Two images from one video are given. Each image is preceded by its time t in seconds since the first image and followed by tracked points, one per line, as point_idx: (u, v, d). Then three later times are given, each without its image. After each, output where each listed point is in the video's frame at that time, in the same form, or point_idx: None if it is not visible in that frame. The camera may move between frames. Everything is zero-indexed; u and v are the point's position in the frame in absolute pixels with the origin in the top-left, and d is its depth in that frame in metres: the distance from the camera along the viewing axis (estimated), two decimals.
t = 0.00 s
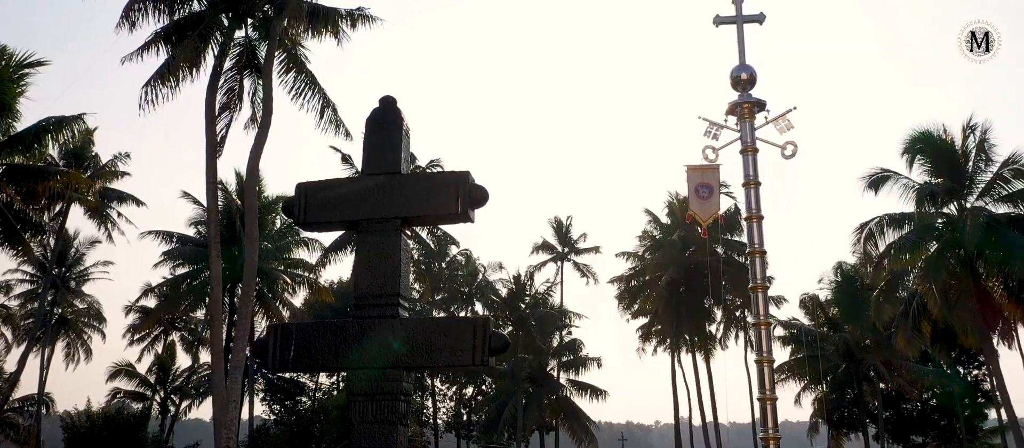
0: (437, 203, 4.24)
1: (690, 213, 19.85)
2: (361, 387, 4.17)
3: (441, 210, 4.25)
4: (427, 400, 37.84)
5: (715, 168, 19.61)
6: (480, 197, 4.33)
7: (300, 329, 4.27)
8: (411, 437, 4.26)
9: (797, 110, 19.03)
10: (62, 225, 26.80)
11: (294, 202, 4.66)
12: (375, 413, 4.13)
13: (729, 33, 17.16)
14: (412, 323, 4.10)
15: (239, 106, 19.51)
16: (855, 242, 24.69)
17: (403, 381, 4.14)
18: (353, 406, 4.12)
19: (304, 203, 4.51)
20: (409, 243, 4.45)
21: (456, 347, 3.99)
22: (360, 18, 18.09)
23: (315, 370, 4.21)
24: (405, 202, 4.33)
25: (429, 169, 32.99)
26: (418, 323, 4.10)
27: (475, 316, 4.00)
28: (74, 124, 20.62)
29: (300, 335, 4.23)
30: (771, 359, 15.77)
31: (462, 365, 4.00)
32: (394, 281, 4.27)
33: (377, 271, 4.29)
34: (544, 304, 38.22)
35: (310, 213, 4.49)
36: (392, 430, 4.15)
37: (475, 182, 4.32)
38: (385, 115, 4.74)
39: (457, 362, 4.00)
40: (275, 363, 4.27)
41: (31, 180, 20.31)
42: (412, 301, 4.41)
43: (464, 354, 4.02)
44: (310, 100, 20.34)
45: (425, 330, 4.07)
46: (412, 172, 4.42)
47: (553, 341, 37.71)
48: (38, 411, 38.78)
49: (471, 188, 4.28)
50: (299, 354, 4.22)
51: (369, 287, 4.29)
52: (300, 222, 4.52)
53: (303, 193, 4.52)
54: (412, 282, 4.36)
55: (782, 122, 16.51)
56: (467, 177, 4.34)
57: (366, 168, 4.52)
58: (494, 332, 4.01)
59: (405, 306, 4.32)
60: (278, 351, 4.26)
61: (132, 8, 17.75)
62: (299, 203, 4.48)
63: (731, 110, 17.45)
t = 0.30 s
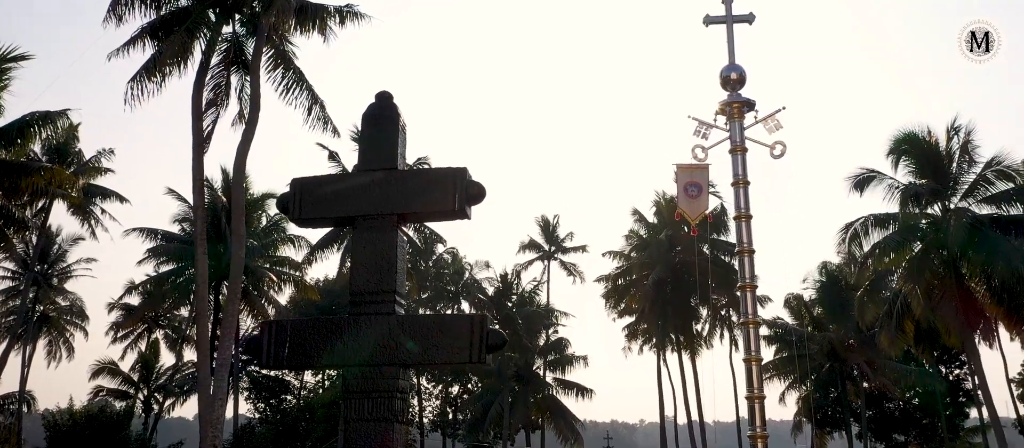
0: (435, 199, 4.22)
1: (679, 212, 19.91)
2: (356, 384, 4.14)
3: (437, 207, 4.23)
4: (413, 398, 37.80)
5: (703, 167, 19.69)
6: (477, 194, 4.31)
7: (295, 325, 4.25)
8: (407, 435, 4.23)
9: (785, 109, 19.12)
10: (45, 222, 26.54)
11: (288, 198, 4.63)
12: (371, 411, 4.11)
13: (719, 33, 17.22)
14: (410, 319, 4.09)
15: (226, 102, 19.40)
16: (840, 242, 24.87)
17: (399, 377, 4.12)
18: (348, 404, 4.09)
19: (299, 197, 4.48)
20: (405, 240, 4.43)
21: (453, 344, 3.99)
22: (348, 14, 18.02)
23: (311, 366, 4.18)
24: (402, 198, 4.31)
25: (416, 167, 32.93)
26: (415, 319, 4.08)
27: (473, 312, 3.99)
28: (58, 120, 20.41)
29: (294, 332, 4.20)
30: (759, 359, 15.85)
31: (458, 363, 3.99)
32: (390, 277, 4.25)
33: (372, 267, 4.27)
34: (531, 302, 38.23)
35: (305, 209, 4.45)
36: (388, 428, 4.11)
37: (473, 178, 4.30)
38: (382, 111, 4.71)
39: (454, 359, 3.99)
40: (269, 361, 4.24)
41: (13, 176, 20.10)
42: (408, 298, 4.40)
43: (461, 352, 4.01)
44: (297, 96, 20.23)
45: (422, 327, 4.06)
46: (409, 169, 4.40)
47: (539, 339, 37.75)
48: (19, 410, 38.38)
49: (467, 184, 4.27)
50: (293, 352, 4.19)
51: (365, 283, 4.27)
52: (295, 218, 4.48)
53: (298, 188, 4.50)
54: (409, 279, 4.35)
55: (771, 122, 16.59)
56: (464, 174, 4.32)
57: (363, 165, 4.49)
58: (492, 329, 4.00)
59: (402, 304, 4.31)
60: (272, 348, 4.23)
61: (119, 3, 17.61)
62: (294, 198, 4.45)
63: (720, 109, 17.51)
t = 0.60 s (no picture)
0: (433, 198, 4.22)
1: (669, 211, 19.96)
2: (355, 382, 4.11)
3: (435, 206, 4.22)
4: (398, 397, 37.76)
5: (693, 166, 19.76)
6: (476, 192, 4.31)
7: (293, 324, 4.22)
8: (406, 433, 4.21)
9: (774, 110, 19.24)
10: (27, 218, 26.25)
11: (286, 195, 4.62)
12: (369, 409, 4.08)
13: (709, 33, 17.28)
14: (409, 317, 4.08)
15: (214, 98, 19.28)
16: (825, 241, 24.99)
17: (398, 376, 4.10)
18: (346, 402, 4.07)
19: (297, 195, 4.47)
20: (404, 239, 4.41)
21: (453, 342, 3.99)
22: (338, 11, 17.94)
23: (309, 364, 4.16)
24: (400, 196, 4.30)
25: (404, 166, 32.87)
26: (414, 317, 4.07)
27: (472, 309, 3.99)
28: (42, 115, 20.18)
29: (292, 329, 4.18)
30: (748, 357, 15.93)
31: (458, 361, 3.99)
32: (389, 276, 4.24)
33: (370, 265, 4.26)
34: (518, 301, 38.25)
35: (302, 207, 4.45)
36: (387, 426, 4.08)
37: (471, 176, 4.30)
38: (380, 109, 4.69)
39: (453, 358, 3.99)
40: (267, 359, 4.21)
41: None
42: (406, 297, 4.39)
43: (460, 350, 4.01)
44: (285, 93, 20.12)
45: (421, 325, 4.06)
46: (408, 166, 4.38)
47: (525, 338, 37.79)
48: None
49: (466, 182, 4.27)
50: (291, 350, 4.17)
51: (363, 281, 4.25)
52: (293, 215, 4.47)
53: (296, 185, 4.48)
54: (407, 277, 4.34)
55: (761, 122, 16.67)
56: (463, 172, 4.31)
57: (360, 163, 4.48)
58: (491, 328, 4.00)
59: (400, 302, 4.30)
60: (270, 346, 4.20)
61: None
62: (292, 195, 4.44)
63: (710, 109, 17.57)
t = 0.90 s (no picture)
0: (434, 196, 4.22)
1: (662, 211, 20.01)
2: (355, 381, 4.10)
3: (437, 204, 4.22)
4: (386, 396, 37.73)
5: (685, 166, 19.83)
6: (477, 191, 4.31)
7: (294, 323, 4.21)
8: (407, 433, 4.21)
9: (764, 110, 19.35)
10: (12, 215, 26.01)
11: (286, 194, 4.60)
12: (372, 408, 4.07)
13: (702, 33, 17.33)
14: (410, 316, 4.07)
15: (204, 95, 19.18)
16: (813, 242, 25.13)
17: (400, 375, 4.10)
18: (347, 401, 4.06)
19: (297, 194, 4.45)
20: (405, 238, 4.41)
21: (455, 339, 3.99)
22: (329, 9, 17.89)
23: (310, 362, 4.15)
24: (401, 194, 4.29)
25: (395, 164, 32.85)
26: (416, 317, 4.07)
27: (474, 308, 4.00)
28: (29, 111, 20.00)
29: (293, 327, 4.17)
30: (738, 357, 15.99)
31: (459, 360, 4.00)
32: (390, 274, 4.24)
33: (372, 264, 4.25)
34: (507, 300, 38.28)
35: (302, 205, 4.43)
36: (389, 425, 4.07)
37: (473, 175, 4.30)
38: (381, 108, 4.69)
39: (455, 356, 4.00)
40: (267, 358, 4.20)
41: None
42: (407, 296, 4.39)
43: (462, 350, 4.02)
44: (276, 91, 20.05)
45: (423, 324, 4.06)
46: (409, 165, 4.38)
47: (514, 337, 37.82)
48: None
49: (467, 180, 4.27)
50: (292, 348, 4.16)
51: (364, 280, 4.25)
52: (294, 214, 4.45)
53: (295, 184, 4.47)
54: (408, 277, 4.33)
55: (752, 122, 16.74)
56: (464, 171, 4.32)
57: (360, 161, 4.47)
58: (493, 327, 4.02)
59: (400, 302, 4.30)
60: (270, 345, 4.19)
61: None
62: (292, 194, 4.43)
63: (702, 109, 17.62)
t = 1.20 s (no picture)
0: (438, 196, 4.22)
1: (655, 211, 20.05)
2: (358, 381, 4.09)
3: (439, 203, 4.21)
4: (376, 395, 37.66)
5: (678, 166, 19.87)
6: (480, 190, 4.31)
7: (296, 324, 4.19)
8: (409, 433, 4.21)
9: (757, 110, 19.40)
10: None
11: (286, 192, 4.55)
12: (375, 408, 4.06)
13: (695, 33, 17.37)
14: (413, 316, 4.07)
15: (195, 93, 19.09)
16: (803, 242, 25.23)
17: (402, 375, 4.09)
18: (350, 401, 4.05)
19: (298, 192, 4.41)
20: (406, 237, 4.39)
21: (459, 338, 3.99)
22: (321, 7, 17.83)
23: (311, 362, 4.14)
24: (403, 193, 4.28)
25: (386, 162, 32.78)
26: (419, 317, 4.07)
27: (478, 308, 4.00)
28: (17, 107, 19.84)
29: (294, 328, 4.15)
30: (731, 356, 16.05)
31: (462, 360, 4.00)
32: (393, 274, 4.23)
33: (375, 263, 4.24)
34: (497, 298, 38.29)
35: (303, 203, 4.39)
36: (392, 424, 4.07)
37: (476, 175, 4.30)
38: (382, 108, 4.67)
39: (458, 356, 4.00)
40: (268, 359, 4.18)
41: None
42: (408, 296, 4.37)
43: (464, 350, 4.02)
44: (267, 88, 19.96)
45: (426, 322, 4.06)
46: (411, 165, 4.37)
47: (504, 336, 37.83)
48: None
49: (470, 180, 4.27)
50: (294, 348, 4.14)
51: (367, 280, 4.23)
52: (295, 212, 4.41)
53: (296, 181, 4.43)
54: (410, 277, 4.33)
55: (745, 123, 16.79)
56: (467, 171, 4.32)
57: (362, 160, 4.45)
58: (496, 327, 4.02)
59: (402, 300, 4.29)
60: (272, 346, 4.17)
61: None
62: (293, 191, 4.39)
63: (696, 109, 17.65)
